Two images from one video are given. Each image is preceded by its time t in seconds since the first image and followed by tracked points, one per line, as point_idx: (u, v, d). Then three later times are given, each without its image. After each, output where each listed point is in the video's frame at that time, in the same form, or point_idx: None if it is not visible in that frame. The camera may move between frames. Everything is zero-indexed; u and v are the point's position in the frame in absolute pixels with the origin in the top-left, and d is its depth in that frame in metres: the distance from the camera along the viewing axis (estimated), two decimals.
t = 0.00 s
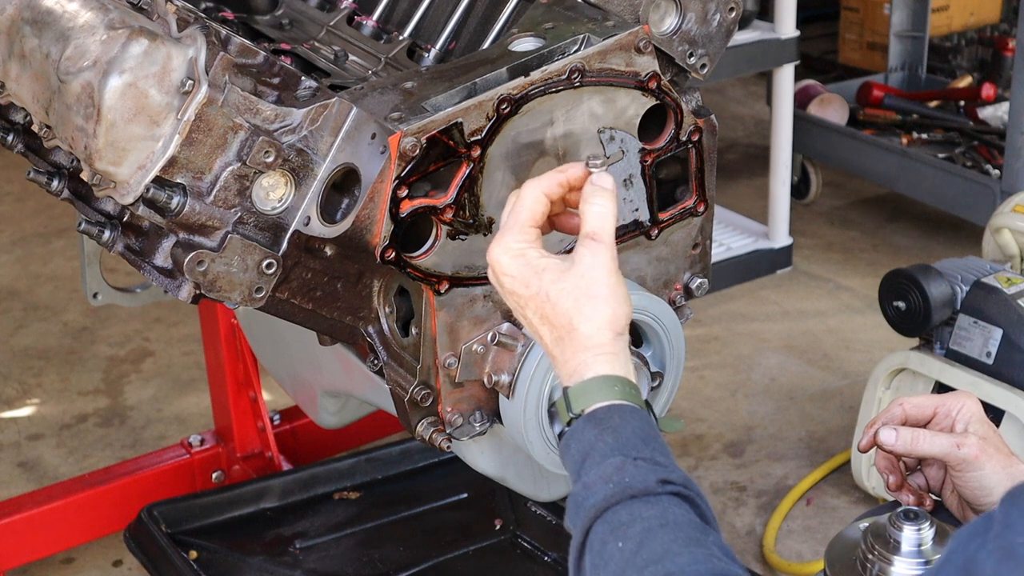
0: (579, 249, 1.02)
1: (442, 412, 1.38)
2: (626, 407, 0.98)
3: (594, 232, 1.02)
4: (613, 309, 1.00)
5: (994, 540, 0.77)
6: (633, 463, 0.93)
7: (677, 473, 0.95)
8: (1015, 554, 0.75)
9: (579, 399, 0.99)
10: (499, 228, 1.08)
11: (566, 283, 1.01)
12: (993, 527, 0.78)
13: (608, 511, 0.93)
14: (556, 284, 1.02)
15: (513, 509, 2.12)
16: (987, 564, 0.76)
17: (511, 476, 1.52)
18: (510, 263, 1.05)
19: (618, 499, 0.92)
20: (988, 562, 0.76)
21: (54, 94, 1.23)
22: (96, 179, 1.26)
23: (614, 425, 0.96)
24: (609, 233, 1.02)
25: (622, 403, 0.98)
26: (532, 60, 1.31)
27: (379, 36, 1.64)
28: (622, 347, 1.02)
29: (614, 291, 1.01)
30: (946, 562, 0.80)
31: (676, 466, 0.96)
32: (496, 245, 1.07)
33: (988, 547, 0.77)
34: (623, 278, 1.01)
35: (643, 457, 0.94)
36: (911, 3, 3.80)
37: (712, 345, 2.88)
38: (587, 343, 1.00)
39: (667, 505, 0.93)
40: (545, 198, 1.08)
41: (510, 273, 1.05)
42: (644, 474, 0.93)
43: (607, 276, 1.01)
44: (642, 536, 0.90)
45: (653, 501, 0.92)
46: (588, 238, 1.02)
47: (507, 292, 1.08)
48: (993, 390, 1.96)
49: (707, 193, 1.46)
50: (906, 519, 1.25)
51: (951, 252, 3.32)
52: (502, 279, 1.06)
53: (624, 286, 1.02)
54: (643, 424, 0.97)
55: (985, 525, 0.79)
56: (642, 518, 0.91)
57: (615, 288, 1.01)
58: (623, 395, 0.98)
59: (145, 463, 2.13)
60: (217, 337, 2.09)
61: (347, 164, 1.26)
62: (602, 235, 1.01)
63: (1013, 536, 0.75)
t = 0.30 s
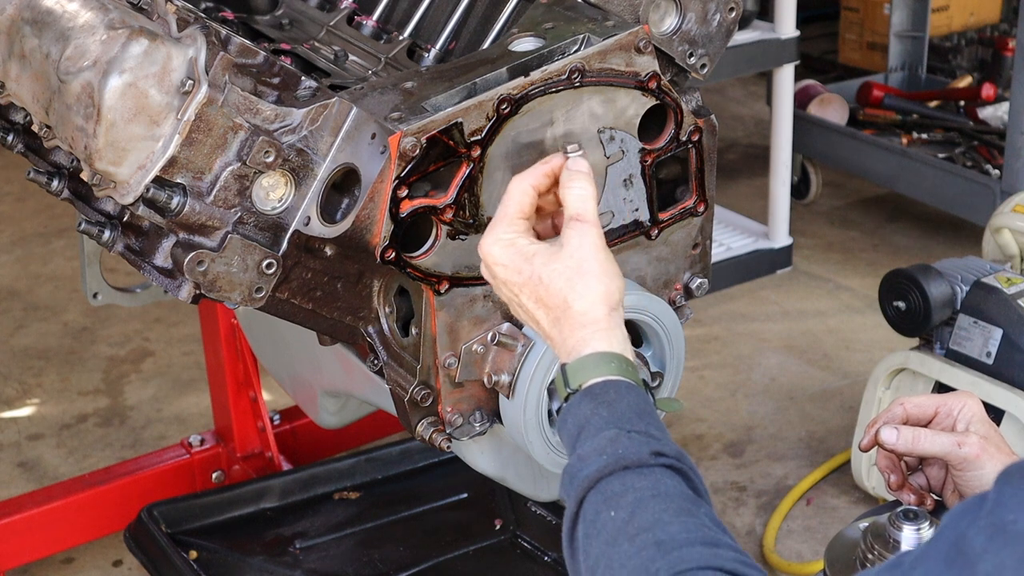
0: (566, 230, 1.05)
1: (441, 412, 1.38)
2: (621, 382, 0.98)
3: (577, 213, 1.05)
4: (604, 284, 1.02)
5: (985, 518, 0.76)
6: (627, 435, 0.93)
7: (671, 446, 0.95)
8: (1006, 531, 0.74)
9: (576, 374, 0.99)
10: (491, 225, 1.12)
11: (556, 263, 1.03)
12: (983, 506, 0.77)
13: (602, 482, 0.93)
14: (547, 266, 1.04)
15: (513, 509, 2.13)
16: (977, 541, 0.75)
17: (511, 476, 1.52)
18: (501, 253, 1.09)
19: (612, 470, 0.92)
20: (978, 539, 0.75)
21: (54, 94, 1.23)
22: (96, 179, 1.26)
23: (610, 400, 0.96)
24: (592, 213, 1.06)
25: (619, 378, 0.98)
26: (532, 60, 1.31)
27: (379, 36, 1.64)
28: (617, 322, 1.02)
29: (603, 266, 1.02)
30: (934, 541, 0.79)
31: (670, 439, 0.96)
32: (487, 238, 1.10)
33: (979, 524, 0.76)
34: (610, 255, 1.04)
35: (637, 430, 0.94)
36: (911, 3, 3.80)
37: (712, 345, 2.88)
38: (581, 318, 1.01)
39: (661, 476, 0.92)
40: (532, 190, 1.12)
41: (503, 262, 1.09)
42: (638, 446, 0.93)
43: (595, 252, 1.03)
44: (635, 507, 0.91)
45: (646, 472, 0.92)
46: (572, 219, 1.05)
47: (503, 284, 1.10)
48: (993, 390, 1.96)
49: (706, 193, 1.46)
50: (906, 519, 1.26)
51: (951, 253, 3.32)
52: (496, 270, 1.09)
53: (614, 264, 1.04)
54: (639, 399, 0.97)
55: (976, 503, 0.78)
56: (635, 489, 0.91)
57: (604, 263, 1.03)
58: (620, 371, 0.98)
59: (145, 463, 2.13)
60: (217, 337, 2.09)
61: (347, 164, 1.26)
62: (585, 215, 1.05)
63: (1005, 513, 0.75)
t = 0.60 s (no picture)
0: (572, 223, 1.05)
1: (441, 412, 1.38)
2: (616, 377, 0.98)
3: (587, 209, 1.06)
4: (605, 279, 1.02)
5: (977, 506, 0.76)
6: (620, 427, 0.94)
7: (664, 439, 0.95)
8: (996, 520, 0.74)
9: (571, 367, 0.99)
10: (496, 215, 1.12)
11: (559, 254, 1.03)
12: (976, 494, 0.77)
13: (594, 473, 0.93)
14: (549, 257, 1.04)
15: (512, 509, 2.13)
16: (967, 530, 0.76)
17: (511, 476, 1.52)
18: (504, 241, 1.08)
19: (605, 461, 0.93)
20: (969, 528, 0.76)
21: (54, 94, 1.23)
22: (96, 179, 1.26)
23: (605, 393, 0.97)
24: (601, 211, 1.07)
25: (613, 372, 0.98)
26: (531, 60, 1.31)
27: (379, 36, 1.64)
28: (613, 319, 1.02)
29: (606, 262, 1.03)
30: (928, 528, 0.80)
31: (664, 433, 0.96)
32: (492, 226, 1.10)
33: (971, 513, 0.76)
34: (615, 254, 1.04)
35: (631, 423, 0.94)
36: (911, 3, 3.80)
37: (712, 345, 2.88)
38: (578, 311, 1.01)
39: (654, 469, 0.93)
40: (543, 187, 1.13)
41: (504, 251, 1.08)
42: (631, 439, 0.93)
43: (599, 247, 1.03)
44: (627, 498, 0.91)
45: (639, 464, 0.92)
46: (581, 214, 1.06)
47: (503, 274, 1.10)
48: (992, 390, 1.96)
49: (707, 193, 1.46)
50: (905, 518, 1.27)
51: (951, 252, 3.32)
52: (496, 258, 1.09)
53: (616, 263, 1.04)
54: (632, 393, 0.98)
55: (970, 492, 0.78)
56: (628, 480, 0.92)
57: (608, 260, 1.03)
58: (614, 365, 0.98)
59: (145, 463, 2.13)
60: (217, 337, 2.09)
61: (347, 164, 1.26)
62: (594, 211, 1.06)
63: (995, 502, 0.75)
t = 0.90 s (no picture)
0: (583, 207, 1.04)
1: (441, 412, 1.38)
2: (625, 363, 0.98)
3: (599, 192, 1.05)
4: (616, 263, 1.02)
5: (978, 501, 0.76)
6: (629, 414, 0.94)
7: (672, 428, 0.96)
8: (999, 515, 0.75)
9: (581, 351, 0.99)
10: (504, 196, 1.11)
11: (570, 238, 1.03)
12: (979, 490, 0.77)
13: (602, 460, 0.93)
14: (560, 241, 1.03)
15: (513, 509, 2.13)
16: (970, 525, 0.76)
17: (511, 476, 1.52)
18: (513, 223, 1.07)
19: (612, 449, 0.93)
20: (970, 523, 0.76)
21: (54, 94, 1.23)
22: (96, 179, 1.26)
23: (613, 378, 0.97)
24: (612, 194, 1.06)
25: (622, 358, 0.98)
26: (531, 60, 1.31)
27: (380, 36, 1.64)
28: (624, 303, 1.02)
29: (617, 246, 1.02)
30: (928, 524, 0.80)
31: (672, 421, 0.96)
32: (501, 209, 1.09)
33: (973, 509, 0.76)
34: (625, 236, 1.04)
35: (639, 410, 0.95)
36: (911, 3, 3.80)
37: (712, 345, 2.88)
38: (589, 295, 1.01)
39: (661, 457, 0.93)
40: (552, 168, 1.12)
41: (514, 233, 1.07)
42: (639, 426, 0.93)
43: (610, 231, 1.03)
44: (634, 485, 0.91)
45: (646, 453, 0.93)
46: (592, 197, 1.05)
47: (511, 256, 1.09)
48: (992, 390, 1.96)
49: (707, 193, 1.46)
50: (906, 517, 1.27)
51: (951, 252, 3.32)
52: (505, 241, 1.08)
53: (627, 246, 1.04)
54: (642, 379, 0.98)
55: (970, 488, 0.78)
56: (635, 468, 0.92)
57: (619, 244, 1.03)
58: (624, 351, 0.98)
59: (145, 463, 2.13)
60: (217, 337, 2.09)
61: (347, 164, 1.26)
62: (606, 193, 1.05)
63: (998, 498, 0.75)
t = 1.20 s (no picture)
0: (575, 235, 1.05)
1: (442, 412, 1.38)
2: (622, 388, 0.98)
3: (591, 220, 1.06)
4: (609, 289, 1.02)
5: (973, 509, 0.76)
6: (624, 439, 0.94)
7: (669, 451, 0.95)
8: (993, 521, 0.75)
9: (577, 378, 0.99)
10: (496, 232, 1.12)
11: (561, 266, 1.03)
12: (973, 497, 0.77)
13: (599, 485, 0.93)
14: (551, 271, 1.03)
15: (512, 509, 2.12)
16: (966, 533, 0.76)
17: (511, 476, 1.52)
18: (505, 257, 1.08)
19: (609, 474, 0.93)
20: (966, 531, 0.76)
21: (54, 94, 1.22)
22: (96, 179, 1.26)
23: (610, 404, 0.97)
24: (603, 223, 1.07)
25: (618, 383, 0.98)
26: (531, 60, 1.31)
27: (379, 36, 1.64)
28: (619, 330, 1.02)
29: (609, 272, 1.02)
30: (925, 533, 0.79)
31: (669, 445, 0.96)
32: (494, 244, 1.10)
33: (967, 517, 0.76)
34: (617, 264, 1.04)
35: (635, 435, 0.95)
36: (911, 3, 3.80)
37: (712, 345, 2.88)
38: (583, 322, 1.01)
39: (658, 482, 0.93)
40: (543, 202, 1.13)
41: (507, 267, 1.08)
42: (635, 451, 0.93)
43: (602, 257, 1.03)
44: (631, 510, 0.91)
45: (643, 476, 0.93)
46: (583, 226, 1.06)
47: (506, 289, 1.09)
48: (992, 390, 1.96)
49: (707, 193, 1.46)
50: (905, 518, 1.26)
51: (951, 252, 3.32)
52: (499, 275, 1.08)
53: (619, 273, 1.04)
54: (638, 404, 0.98)
55: (965, 496, 0.78)
56: (632, 492, 0.92)
57: (610, 270, 1.03)
58: (620, 377, 0.99)
59: (145, 463, 2.13)
60: (217, 337, 2.09)
61: (347, 164, 1.26)
62: (597, 222, 1.06)
63: (993, 505, 0.75)
